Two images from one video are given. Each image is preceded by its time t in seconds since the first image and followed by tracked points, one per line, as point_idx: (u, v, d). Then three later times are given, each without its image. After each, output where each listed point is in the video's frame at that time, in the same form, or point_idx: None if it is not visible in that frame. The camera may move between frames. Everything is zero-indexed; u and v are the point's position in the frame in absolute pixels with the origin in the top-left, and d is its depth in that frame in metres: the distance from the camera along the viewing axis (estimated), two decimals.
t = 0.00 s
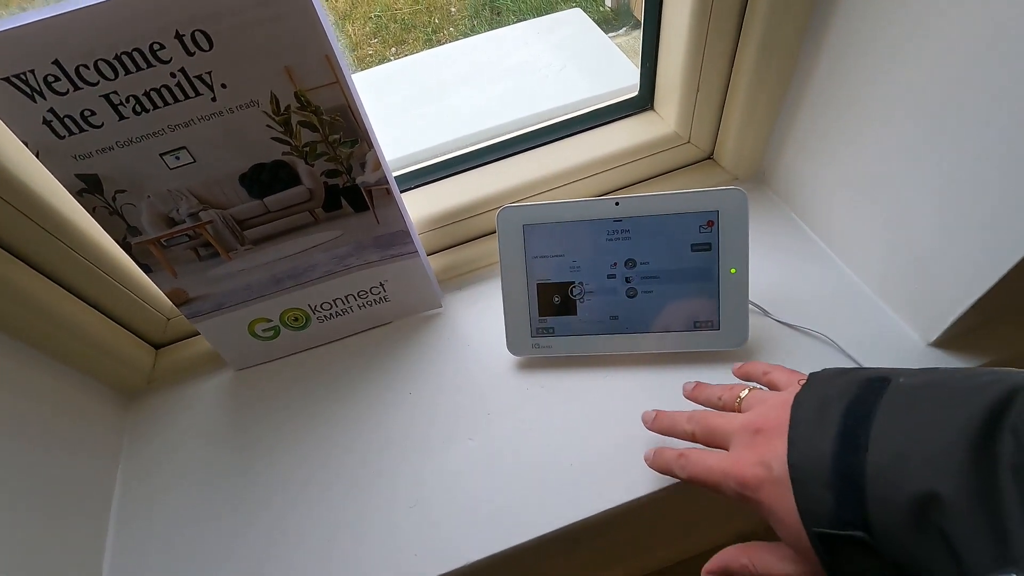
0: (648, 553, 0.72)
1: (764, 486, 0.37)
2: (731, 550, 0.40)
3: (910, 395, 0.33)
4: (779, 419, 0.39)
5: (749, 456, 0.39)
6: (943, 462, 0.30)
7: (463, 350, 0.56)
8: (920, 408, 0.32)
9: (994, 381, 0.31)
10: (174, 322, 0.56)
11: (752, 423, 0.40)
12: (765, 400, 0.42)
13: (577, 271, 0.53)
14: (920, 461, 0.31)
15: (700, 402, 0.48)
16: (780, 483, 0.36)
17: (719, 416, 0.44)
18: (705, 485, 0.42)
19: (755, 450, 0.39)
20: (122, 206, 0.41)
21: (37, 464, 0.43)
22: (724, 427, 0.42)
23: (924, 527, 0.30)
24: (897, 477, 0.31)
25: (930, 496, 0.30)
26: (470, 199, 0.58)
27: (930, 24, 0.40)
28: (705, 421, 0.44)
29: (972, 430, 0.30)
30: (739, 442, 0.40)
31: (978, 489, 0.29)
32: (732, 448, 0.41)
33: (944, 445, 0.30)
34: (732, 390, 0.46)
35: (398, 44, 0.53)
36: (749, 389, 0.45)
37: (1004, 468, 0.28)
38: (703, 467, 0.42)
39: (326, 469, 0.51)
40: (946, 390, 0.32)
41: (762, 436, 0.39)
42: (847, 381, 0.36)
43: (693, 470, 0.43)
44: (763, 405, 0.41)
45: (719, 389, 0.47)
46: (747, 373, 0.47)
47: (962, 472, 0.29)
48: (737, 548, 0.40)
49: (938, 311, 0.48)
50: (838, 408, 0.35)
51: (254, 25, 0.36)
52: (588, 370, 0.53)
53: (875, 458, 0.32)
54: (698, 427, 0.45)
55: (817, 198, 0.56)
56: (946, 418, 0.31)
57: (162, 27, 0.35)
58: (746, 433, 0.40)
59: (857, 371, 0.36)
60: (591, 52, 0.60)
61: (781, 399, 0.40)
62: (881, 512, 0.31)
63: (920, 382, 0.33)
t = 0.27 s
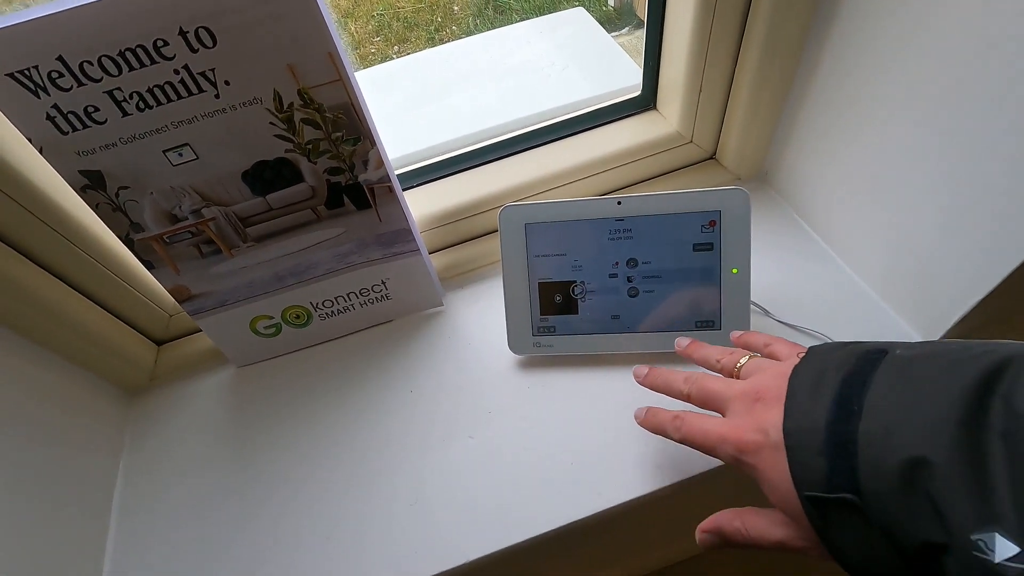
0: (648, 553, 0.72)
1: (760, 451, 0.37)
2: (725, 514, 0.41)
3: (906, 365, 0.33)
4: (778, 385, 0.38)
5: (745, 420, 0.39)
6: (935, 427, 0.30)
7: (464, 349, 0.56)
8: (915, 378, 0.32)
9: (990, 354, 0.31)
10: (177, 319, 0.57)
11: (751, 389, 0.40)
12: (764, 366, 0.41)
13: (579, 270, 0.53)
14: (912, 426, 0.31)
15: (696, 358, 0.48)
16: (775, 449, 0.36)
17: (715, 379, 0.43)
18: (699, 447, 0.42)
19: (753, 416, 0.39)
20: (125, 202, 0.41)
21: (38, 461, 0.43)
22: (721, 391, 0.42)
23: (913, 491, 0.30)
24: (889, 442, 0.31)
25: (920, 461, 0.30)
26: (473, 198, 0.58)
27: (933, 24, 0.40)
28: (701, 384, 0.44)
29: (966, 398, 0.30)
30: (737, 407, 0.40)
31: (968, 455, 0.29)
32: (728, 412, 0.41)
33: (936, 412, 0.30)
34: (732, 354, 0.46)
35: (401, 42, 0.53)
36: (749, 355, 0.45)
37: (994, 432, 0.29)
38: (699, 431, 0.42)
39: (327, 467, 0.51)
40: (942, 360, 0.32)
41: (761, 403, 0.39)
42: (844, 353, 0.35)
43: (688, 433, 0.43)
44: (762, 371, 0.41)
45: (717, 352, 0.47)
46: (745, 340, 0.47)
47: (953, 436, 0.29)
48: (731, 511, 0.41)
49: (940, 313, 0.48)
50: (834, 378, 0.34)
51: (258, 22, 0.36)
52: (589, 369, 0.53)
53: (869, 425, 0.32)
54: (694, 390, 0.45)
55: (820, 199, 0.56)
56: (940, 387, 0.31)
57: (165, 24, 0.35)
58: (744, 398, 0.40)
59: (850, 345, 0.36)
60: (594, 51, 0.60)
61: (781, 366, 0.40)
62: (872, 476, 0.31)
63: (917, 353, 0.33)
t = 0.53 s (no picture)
0: (648, 552, 0.72)
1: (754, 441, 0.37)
2: (715, 507, 0.41)
3: (901, 354, 0.32)
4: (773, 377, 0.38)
5: (738, 409, 0.38)
6: (931, 417, 0.30)
7: (466, 349, 0.56)
8: (909, 367, 0.32)
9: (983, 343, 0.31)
10: (179, 320, 0.57)
11: (744, 379, 0.39)
12: (757, 356, 0.41)
13: (580, 271, 0.53)
14: (907, 416, 0.30)
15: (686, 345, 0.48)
16: (770, 440, 0.36)
17: (706, 367, 0.43)
18: (687, 434, 0.42)
19: (746, 406, 0.38)
20: (128, 203, 0.41)
21: (41, 461, 0.43)
22: (712, 379, 0.42)
23: (908, 481, 0.30)
24: (884, 432, 0.31)
25: (916, 451, 0.30)
26: (474, 199, 0.59)
27: (934, 27, 0.40)
28: (691, 370, 0.44)
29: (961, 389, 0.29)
30: (729, 396, 0.40)
31: (964, 445, 0.29)
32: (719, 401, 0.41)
33: (931, 402, 0.30)
34: (723, 342, 0.45)
35: (401, 42, 0.53)
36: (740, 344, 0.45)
37: (991, 423, 0.29)
38: (688, 418, 0.42)
39: (329, 467, 0.51)
40: (937, 350, 0.31)
41: (755, 392, 0.38)
42: (837, 343, 0.35)
43: (676, 419, 0.43)
44: (755, 362, 0.40)
45: (707, 340, 0.47)
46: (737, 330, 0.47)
47: (949, 427, 0.29)
48: (722, 504, 0.41)
49: (940, 314, 0.48)
50: (828, 368, 0.34)
51: (261, 24, 0.36)
52: (590, 370, 0.54)
53: (863, 415, 0.32)
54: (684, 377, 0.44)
55: (820, 200, 0.56)
56: (935, 377, 0.31)
57: (169, 26, 0.35)
58: (737, 387, 0.40)
59: (843, 335, 0.36)
60: (595, 52, 0.60)
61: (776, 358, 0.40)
62: (866, 466, 0.31)
63: (910, 342, 0.33)
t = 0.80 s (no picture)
0: (647, 551, 0.72)
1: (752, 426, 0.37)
2: (708, 491, 0.41)
3: (903, 343, 0.32)
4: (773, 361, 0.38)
5: (738, 393, 0.39)
6: (933, 406, 0.30)
7: (465, 349, 0.56)
8: (911, 356, 0.31)
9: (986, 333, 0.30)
10: (178, 319, 0.57)
11: (744, 362, 0.39)
12: (758, 341, 0.41)
13: (579, 270, 0.53)
14: (909, 405, 0.30)
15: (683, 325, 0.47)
16: (770, 426, 0.36)
17: (705, 348, 0.43)
18: (683, 413, 0.42)
19: (745, 390, 0.38)
20: (127, 202, 0.41)
21: (41, 460, 0.43)
22: (711, 362, 0.42)
23: (908, 470, 0.30)
24: (885, 421, 0.31)
25: (916, 439, 0.30)
26: (473, 198, 0.59)
27: (932, 26, 0.40)
28: (690, 351, 0.43)
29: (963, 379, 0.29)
30: (728, 380, 0.40)
31: (966, 434, 0.29)
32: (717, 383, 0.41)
33: (933, 392, 0.30)
34: (722, 324, 0.45)
35: (400, 42, 0.53)
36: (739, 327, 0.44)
37: (993, 411, 0.29)
38: (686, 397, 0.42)
39: (329, 466, 0.51)
40: (939, 339, 0.31)
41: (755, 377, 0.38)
42: (839, 331, 0.35)
43: (673, 398, 0.42)
44: (756, 346, 0.40)
45: (706, 322, 0.46)
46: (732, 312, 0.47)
47: (951, 415, 0.29)
48: (716, 488, 0.41)
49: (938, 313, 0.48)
50: (829, 357, 0.34)
51: (260, 23, 0.36)
52: (589, 369, 0.54)
53: (864, 403, 0.32)
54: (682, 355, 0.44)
55: (819, 199, 0.57)
56: (937, 366, 0.30)
57: (168, 25, 0.35)
58: (735, 371, 0.40)
59: (846, 323, 0.36)
60: (594, 51, 0.60)
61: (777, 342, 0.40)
62: (867, 454, 0.31)
63: (912, 331, 0.33)
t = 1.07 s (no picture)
0: (643, 552, 0.72)
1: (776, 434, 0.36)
2: (702, 439, 0.43)
3: (925, 333, 0.32)
4: (776, 351, 0.37)
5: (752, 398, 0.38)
6: (945, 390, 0.30)
7: (465, 348, 0.56)
8: (931, 344, 0.31)
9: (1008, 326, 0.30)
10: (178, 319, 0.57)
11: (747, 357, 0.39)
12: (757, 323, 0.40)
13: (579, 269, 0.53)
14: (921, 386, 0.30)
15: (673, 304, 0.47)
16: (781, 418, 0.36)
17: (737, 309, 0.42)
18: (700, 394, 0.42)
19: (756, 391, 0.37)
20: (128, 202, 0.42)
21: (42, 458, 0.43)
22: (718, 347, 0.41)
23: (912, 449, 0.30)
24: (894, 401, 0.31)
25: (922, 420, 0.30)
26: (473, 198, 0.59)
27: (929, 26, 0.40)
28: (719, 311, 0.43)
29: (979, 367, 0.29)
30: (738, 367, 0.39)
31: (977, 421, 0.29)
32: (732, 383, 0.40)
33: (947, 377, 0.30)
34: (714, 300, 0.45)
35: (399, 43, 0.53)
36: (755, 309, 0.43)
37: (1006, 399, 0.28)
38: (703, 344, 0.43)
39: (329, 465, 0.51)
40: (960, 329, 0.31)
41: (760, 373, 0.38)
42: (862, 318, 0.34)
43: (693, 341, 0.44)
44: (756, 332, 0.40)
45: (701, 299, 0.46)
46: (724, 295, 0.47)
47: (963, 400, 0.29)
48: (711, 440, 0.42)
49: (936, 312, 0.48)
50: (848, 338, 0.34)
51: (261, 23, 0.36)
52: (589, 368, 0.54)
53: (877, 386, 0.32)
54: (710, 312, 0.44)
55: (817, 199, 0.57)
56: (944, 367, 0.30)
57: (170, 25, 0.35)
58: (740, 368, 0.39)
59: (870, 312, 0.35)
60: (593, 52, 0.60)
61: (778, 327, 0.39)
62: (872, 431, 0.32)
63: (935, 323, 0.32)
